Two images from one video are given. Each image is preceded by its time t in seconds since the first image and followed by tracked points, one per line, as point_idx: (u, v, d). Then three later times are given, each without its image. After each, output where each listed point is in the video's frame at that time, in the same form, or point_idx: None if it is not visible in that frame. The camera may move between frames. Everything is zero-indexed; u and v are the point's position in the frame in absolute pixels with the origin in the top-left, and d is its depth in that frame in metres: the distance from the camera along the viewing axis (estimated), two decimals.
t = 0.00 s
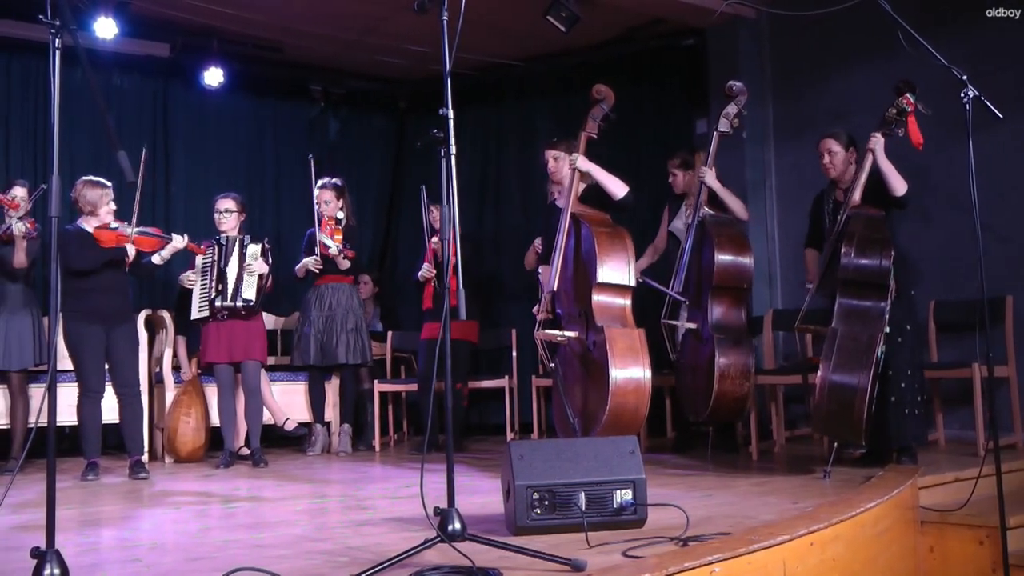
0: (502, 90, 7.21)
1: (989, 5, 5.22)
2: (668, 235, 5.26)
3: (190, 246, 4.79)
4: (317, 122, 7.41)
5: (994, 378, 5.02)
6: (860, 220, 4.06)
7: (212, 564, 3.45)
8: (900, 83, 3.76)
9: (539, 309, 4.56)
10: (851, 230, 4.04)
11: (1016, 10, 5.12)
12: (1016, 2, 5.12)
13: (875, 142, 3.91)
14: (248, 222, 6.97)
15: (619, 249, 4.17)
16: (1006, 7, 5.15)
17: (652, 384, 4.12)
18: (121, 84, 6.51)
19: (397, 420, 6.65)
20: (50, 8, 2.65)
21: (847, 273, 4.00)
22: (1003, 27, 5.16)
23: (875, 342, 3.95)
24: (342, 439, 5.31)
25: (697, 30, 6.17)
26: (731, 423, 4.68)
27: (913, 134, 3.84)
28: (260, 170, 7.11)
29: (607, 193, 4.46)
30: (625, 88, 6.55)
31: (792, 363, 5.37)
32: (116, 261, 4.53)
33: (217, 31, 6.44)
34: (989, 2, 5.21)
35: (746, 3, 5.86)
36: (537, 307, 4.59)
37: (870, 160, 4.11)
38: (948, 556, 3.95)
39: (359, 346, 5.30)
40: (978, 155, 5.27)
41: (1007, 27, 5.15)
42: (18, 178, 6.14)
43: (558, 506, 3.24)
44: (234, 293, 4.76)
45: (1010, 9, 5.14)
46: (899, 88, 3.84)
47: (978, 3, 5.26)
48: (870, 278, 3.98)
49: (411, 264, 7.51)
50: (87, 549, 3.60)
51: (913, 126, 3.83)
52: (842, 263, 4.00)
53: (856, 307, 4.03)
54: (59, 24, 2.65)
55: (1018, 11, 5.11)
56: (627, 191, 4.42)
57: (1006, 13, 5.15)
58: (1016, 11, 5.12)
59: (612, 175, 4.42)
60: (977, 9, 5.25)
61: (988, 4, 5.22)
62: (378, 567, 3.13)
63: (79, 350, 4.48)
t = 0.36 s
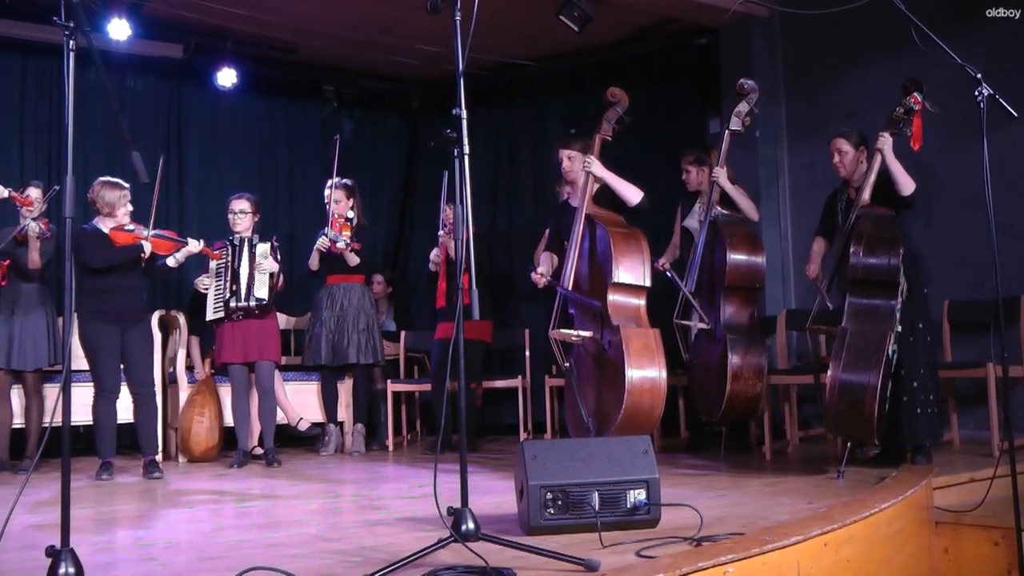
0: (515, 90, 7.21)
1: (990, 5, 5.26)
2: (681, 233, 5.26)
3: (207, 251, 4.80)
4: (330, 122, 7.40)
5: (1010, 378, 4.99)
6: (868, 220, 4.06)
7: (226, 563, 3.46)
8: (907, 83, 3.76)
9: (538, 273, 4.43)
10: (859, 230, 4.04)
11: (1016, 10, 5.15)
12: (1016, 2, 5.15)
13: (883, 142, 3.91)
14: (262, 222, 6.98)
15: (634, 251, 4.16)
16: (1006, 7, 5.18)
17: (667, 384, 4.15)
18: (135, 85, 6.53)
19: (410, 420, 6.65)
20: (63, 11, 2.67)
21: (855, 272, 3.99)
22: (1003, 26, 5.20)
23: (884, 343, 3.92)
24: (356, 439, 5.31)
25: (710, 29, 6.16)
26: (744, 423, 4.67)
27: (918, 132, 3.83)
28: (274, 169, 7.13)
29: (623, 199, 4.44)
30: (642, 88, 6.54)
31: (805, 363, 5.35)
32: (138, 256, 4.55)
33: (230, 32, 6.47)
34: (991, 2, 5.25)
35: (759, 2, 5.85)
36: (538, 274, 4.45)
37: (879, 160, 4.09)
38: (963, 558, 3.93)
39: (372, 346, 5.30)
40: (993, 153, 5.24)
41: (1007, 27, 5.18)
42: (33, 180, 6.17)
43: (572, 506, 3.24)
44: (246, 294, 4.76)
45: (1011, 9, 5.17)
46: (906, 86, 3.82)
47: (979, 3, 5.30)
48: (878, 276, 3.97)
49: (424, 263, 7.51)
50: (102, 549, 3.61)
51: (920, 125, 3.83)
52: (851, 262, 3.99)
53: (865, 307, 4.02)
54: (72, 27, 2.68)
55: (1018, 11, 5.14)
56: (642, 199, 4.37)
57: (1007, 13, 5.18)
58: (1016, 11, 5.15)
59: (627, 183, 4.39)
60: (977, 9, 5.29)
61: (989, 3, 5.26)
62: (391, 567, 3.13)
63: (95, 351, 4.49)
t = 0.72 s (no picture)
0: (530, 88, 7.22)
1: (992, 4, 5.28)
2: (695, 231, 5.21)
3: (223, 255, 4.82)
4: (343, 122, 7.42)
5: None
6: (884, 218, 4.02)
7: (240, 562, 3.46)
8: (921, 79, 3.77)
9: (538, 305, 4.35)
10: (874, 227, 4.01)
11: (1016, 10, 5.17)
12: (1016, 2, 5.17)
13: (897, 138, 3.89)
14: (276, 222, 7.01)
15: (650, 250, 4.19)
16: (1007, 7, 5.20)
17: (682, 383, 4.15)
18: (149, 86, 6.56)
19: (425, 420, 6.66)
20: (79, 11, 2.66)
21: (871, 271, 3.97)
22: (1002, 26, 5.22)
23: (901, 341, 3.89)
24: (370, 439, 5.31)
25: (723, 29, 6.20)
26: (759, 423, 4.65)
27: (935, 131, 3.83)
28: (287, 170, 7.13)
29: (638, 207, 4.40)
30: (652, 90, 6.53)
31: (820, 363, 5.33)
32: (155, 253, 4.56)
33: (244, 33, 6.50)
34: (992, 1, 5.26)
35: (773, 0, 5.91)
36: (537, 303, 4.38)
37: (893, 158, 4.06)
38: (979, 559, 3.89)
39: (385, 345, 5.30)
40: (1008, 151, 5.21)
41: (1008, 27, 5.20)
42: (48, 181, 6.20)
43: (587, 506, 3.23)
44: (264, 297, 4.80)
45: (1011, 9, 5.19)
46: (921, 84, 3.85)
47: (981, 2, 5.32)
48: (895, 276, 3.92)
49: (437, 266, 7.43)
50: (118, 547, 3.62)
51: (936, 122, 3.82)
52: (867, 261, 3.97)
53: (881, 306, 3.99)
54: (88, 28, 2.66)
55: (1019, 11, 5.15)
56: (659, 207, 4.37)
57: (1007, 13, 5.20)
58: (1016, 11, 5.17)
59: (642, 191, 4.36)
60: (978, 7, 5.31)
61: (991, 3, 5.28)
62: (406, 567, 3.13)
63: (112, 352, 4.50)
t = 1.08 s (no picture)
0: (548, 88, 7.23)
1: (992, 5, 5.34)
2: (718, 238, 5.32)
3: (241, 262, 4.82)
4: (364, 122, 7.42)
5: None
6: (897, 216, 3.96)
7: (262, 561, 3.47)
8: (931, 75, 3.76)
9: (565, 263, 4.24)
10: (887, 227, 3.97)
11: (1015, 11, 5.24)
12: (1016, 2, 5.24)
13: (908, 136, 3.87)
14: (297, 222, 7.04)
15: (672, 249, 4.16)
16: (1006, 8, 5.27)
17: (705, 384, 4.13)
18: (170, 87, 6.59)
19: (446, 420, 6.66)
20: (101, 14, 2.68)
21: (885, 270, 3.94)
22: (1001, 27, 5.29)
23: (918, 339, 3.85)
24: (391, 439, 5.32)
25: (745, 27, 6.13)
26: (780, 423, 4.62)
27: (946, 127, 3.81)
28: (308, 170, 7.16)
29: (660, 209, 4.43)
30: (674, 89, 6.54)
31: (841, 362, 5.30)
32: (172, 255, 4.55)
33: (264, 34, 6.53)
34: (992, 1, 5.33)
35: None
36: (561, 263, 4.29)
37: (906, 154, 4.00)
38: (1004, 561, 3.85)
39: (406, 345, 5.32)
40: None
41: (1008, 27, 5.27)
42: (71, 182, 6.25)
43: (608, 505, 3.22)
44: (291, 297, 4.81)
45: (1010, 10, 5.26)
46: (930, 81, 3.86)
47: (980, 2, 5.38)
48: (911, 274, 3.89)
49: (457, 264, 7.53)
50: (141, 546, 3.65)
51: (946, 120, 3.82)
52: (880, 260, 3.95)
53: (897, 305, 3.94)
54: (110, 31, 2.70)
55: (1018, 11, 5.23)
56: (680, 210, 4.38)
57: (1006, 13, 5.27)
58: (1016, 11, 5.23)
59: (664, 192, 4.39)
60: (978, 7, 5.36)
61: (991, 3, 5.34)
62: (428, 567, 3.12)
63: (131, 352, 4.51)
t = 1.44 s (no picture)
0: (574, 87, 7.21)
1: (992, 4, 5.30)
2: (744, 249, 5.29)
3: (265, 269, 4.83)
4: (389, 123, 7.45)
5: None
6: (926, 216, 3.96)
7: (288, 560, 3.48)
8: (960, 75, 3.75)
9: (561, 280, 4.33)
10: (917, 226, 3.95)
11: (1016, 10, 5.24)
12: (1016, 2, 5.24)
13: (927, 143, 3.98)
14: (322, 223, 7.07)
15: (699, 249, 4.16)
16: (1007, 7, 5.26)
17: (730, 383, 4.12)
18: (195, 90, 6.64)
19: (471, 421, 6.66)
20: (126, 17, 2.74)
21: (915, 270, 3.91)
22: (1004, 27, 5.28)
23: (948, 339, 3.82)
24: (416, 438, 5.32)
25: (770, 24, 6.06)
26: (807, 423, 4.59)
27: (976, 127, 3.82)
28: (332, 170, 7.19)
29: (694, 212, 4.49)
30: (701, 89, 6.52)
31: (867, 363, 5.27)
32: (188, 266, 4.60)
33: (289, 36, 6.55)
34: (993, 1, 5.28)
35: None
36: (559, 283, 4.31)
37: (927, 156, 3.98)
38: None
39: (433, 346, 5.32)
40: None
41: (1009, 27, 5.27)
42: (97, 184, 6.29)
43: (634, 505, 3.20)
44: (318, 299, 4.82)
45: (1011, 10, 5.26)
46: (959, 81, 3.83)
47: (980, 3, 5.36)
48: (940, 273, 3.88)
49: (484, 265, 7.51)
50: (168, 544, 3.68)
51: (976, 119, 3.82)
52: (911, 260, 3.92)
53: (927, 304, 3.91)
54: (136, 33, 2.74)
55: (1019, 11, 5.23)
56: (715, 211, 4.44)
57: (1007, 13, 5.26)
58: (1016, 11, 5.24)
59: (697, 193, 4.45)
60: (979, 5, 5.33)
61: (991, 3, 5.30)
62: (453, 567, 3.12)
63: (154, 357, 4.55)
